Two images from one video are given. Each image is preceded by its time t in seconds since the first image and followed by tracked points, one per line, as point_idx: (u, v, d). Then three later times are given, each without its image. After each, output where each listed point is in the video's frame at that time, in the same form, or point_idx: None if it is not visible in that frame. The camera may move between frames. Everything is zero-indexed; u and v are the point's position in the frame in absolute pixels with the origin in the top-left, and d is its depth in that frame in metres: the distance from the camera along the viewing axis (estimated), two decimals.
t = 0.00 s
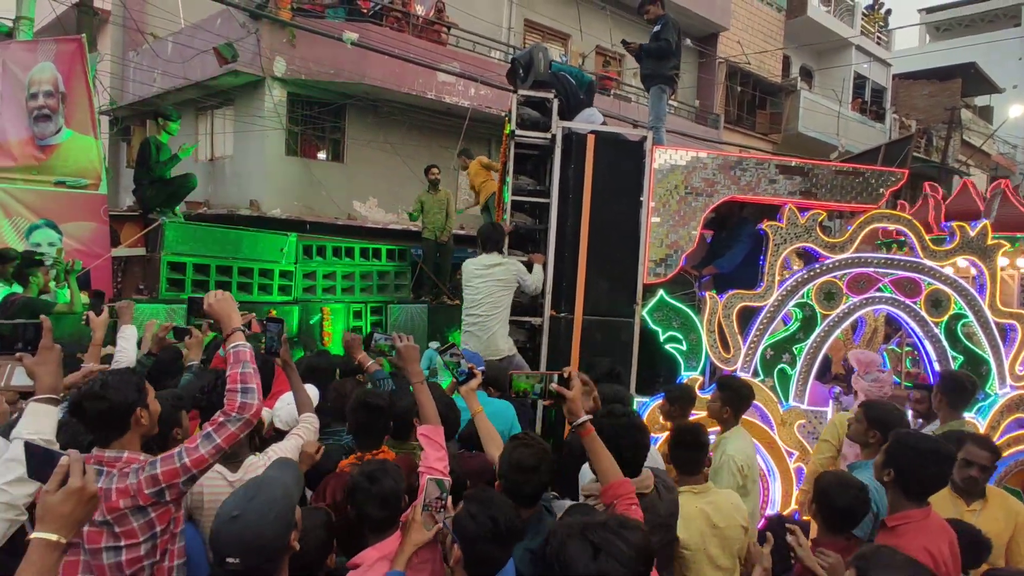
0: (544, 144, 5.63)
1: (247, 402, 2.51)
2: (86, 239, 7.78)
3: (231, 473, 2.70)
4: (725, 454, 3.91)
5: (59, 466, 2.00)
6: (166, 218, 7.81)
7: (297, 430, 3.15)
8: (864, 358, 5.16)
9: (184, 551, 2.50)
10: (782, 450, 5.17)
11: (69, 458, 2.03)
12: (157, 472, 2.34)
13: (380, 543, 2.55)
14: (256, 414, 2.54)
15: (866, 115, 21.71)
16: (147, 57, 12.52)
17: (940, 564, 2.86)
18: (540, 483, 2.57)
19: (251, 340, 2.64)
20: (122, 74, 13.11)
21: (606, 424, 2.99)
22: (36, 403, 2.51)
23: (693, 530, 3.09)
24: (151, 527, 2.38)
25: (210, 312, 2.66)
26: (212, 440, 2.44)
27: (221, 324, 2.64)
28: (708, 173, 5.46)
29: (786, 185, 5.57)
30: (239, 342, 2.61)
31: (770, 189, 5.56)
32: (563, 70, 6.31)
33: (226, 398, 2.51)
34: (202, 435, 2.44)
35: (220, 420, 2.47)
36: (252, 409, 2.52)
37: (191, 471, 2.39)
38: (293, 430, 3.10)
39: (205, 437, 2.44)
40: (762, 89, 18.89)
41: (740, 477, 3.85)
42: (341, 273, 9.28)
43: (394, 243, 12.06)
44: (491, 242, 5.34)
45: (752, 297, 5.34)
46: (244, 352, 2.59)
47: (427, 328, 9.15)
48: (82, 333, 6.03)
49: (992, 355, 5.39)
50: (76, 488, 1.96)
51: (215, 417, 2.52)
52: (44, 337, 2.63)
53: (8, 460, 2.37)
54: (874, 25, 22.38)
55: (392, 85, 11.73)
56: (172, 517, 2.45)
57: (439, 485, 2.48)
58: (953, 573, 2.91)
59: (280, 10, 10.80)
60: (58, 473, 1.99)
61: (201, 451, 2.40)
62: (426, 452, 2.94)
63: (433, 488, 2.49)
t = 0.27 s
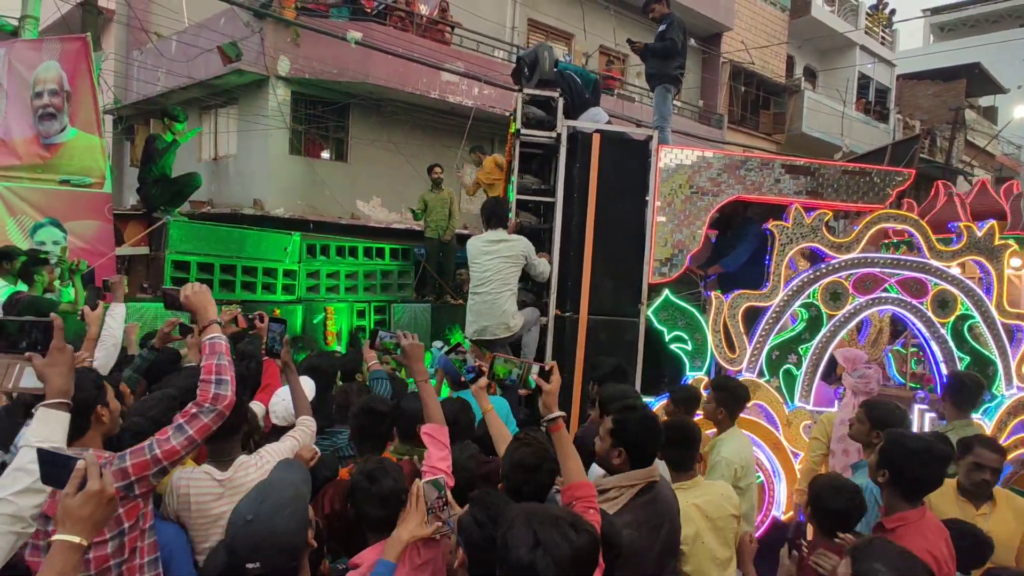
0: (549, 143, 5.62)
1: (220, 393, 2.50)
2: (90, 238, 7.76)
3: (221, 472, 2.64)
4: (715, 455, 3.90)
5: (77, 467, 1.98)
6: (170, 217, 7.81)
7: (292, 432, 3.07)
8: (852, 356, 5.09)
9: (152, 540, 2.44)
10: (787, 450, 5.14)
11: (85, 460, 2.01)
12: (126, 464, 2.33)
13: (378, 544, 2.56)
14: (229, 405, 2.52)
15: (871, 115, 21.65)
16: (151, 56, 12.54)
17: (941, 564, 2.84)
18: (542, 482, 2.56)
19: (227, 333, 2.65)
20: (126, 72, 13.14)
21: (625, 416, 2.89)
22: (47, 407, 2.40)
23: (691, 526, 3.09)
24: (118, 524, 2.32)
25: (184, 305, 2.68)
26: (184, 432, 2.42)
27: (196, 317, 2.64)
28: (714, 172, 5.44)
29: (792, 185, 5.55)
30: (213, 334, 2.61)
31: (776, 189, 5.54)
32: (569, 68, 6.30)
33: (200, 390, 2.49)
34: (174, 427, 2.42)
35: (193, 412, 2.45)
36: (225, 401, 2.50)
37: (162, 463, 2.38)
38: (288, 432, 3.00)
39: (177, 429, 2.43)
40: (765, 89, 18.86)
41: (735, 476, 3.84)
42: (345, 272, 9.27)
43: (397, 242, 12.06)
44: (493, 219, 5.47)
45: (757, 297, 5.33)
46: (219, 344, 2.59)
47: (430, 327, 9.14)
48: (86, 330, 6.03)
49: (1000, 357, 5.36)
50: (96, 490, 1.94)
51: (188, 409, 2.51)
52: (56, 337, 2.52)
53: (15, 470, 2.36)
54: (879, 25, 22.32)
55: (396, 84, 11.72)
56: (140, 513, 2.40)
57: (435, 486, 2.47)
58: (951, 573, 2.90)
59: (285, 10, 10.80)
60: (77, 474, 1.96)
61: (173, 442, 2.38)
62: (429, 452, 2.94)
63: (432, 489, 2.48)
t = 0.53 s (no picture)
0: (556, 142, 5.61)
1: (192, 390, 2.53)
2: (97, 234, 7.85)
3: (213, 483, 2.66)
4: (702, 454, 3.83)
5: (98, 466, 1.97)
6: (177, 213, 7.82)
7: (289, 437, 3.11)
8: (856, 354, 5.08)
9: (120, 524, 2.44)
10: (792, 450, 5.17)
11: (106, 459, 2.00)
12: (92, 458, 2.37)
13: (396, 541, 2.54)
14: (201, 403, 2.55)
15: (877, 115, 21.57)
16: (158, 52, 12.58)
17: (931, 557, 2.86)
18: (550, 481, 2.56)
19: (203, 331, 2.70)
20: (133, 69, 13.17)
21: (633, 409, 2.97)
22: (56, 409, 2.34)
23: (711, 526, 3.10)
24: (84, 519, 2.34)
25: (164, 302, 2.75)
26: (153, 428, 2.47)
27: (173, 314, 2.71)
28: (721, 172, 5.43)
29: (800, 184, 5.53)
30: (188, 331, 2.66)
31: (783, 188, 5.52)
32: (576, 67, 6.29)
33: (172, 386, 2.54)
34: (143, 422, 2.47)
35: (163, 408, 2.50)
36: (196, 398, 2.53)
37: (127, 458, 2.42)
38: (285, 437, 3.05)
39: (147, 424, 2.47)
40: (772, 88, 18.80)
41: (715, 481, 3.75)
42: (350, 270, 9.28)
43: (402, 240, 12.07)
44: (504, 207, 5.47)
45: (763, 296, 5.31)
46: (194, 341, 2.63)
47: (434, 325, 9.15)
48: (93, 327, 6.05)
49: (1007, 358, 5.34)
50: (118, 488, 1.93)
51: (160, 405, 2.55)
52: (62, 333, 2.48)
53: (27, 478, 2.20)
54: (886, 24, 22.22)
55: (401, 82, 11.72)
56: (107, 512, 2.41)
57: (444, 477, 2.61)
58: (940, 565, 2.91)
59: (291, 7, 10.81)
60: (99, 473, 1.95)
61: (140, 437, 2.42)
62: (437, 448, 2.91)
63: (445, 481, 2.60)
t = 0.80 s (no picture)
0: (565, 131, 5.56)
1: (172, 370, 2.53)
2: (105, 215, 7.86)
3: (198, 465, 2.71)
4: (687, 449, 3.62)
5: (95, 450, 1.94)
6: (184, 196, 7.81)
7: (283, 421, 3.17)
8: (875, 353, 5.14)
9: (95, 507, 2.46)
10: (796, 445, 5.11)
11: (102, 443, 1.97)
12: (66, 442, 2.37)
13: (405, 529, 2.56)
14: (180, 382, 2.55)
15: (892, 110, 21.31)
16: (169, 34, 12.56)
17: (915, 547, 2.89)
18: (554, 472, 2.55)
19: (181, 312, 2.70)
20: (143, 50, 13.15)
21: (632, 395, 3.03)
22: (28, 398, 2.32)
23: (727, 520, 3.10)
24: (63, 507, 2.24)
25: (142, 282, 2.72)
26: (134, 410, 2.47)
27: (153, 295, 2.71)
28: (731, 164, 5.37)
29: (811, 178, 5.46)
30: (167, 312, 2.66)
31: (794, 182, 5.46)
32: (587, 55, 6.22)
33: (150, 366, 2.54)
34: (123, 405, 2.47)
35: (143, 389, 2.50)
36: (177, 378, 2.54)
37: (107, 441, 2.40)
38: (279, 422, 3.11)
39: (126, 406, 2.47)
40: (785, 80, 18.59)
41: (701, 479, 3.51)
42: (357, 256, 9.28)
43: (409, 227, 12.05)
44: (515, 158, 5.14)
45: (771, 290, 5.25)
46: (173, 322, 2.64)
47: (439, 313, 9.14)
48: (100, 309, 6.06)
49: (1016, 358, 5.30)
50: (114, 472, 1.91)
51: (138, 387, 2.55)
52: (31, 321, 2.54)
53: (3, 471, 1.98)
54: (904, 17, 21.89)
55: (411, 68, 11.66)
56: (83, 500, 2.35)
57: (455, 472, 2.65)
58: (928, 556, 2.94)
59: None
60: (95, 457, 1.93)
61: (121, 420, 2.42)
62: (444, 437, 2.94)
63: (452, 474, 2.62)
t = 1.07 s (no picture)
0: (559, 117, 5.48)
1: (129, 363, 2.58)
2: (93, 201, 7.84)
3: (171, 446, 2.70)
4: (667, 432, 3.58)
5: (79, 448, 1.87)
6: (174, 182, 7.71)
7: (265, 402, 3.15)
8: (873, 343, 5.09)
9: (45, 494, 2.48)
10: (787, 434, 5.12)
11: (87, 441, 1.91)
12: (14, 436, 2.37)
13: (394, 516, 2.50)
14: (135, 375, 2.59)
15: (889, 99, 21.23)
16: (159, 17, 12.41)
17: (893, 535, 2.89)
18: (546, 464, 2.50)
19: (142, 305, 2.74)
20: (133, 33, 12.97)
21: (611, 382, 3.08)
22: None
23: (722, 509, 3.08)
24: None
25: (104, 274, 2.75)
26: (83, 402, 2.47)
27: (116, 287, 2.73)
28: (726, 152, 5.31)
29: (807, 166, 5.40)
30: (128, 304, 2.70)
31: (789, 170, 5.40)
32: (582, 40, 6.14)
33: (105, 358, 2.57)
34: (73, 396, 2.47)
35: (95, 380, 2.52)
36: (132, 370, 2.58)
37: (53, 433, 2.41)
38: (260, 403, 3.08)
39: (76, 398, 2.48)
40: (783, 68, 18.48)
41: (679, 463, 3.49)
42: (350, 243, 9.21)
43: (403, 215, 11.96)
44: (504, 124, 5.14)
45: (765, 279, 5.22)
46: (133, 314, 2.68)
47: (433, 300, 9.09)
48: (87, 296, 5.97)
49: (1008, 348, 5.31)
50: (97, 472, 1.84)
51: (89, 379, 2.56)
52: None
53: None
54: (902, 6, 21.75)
55: (405, 54, 11.53)
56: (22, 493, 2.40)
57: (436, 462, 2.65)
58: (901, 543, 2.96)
59: None
60: (79, 455, 1.86)
61: (69, 411, 2.42)
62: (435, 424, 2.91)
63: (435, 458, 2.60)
